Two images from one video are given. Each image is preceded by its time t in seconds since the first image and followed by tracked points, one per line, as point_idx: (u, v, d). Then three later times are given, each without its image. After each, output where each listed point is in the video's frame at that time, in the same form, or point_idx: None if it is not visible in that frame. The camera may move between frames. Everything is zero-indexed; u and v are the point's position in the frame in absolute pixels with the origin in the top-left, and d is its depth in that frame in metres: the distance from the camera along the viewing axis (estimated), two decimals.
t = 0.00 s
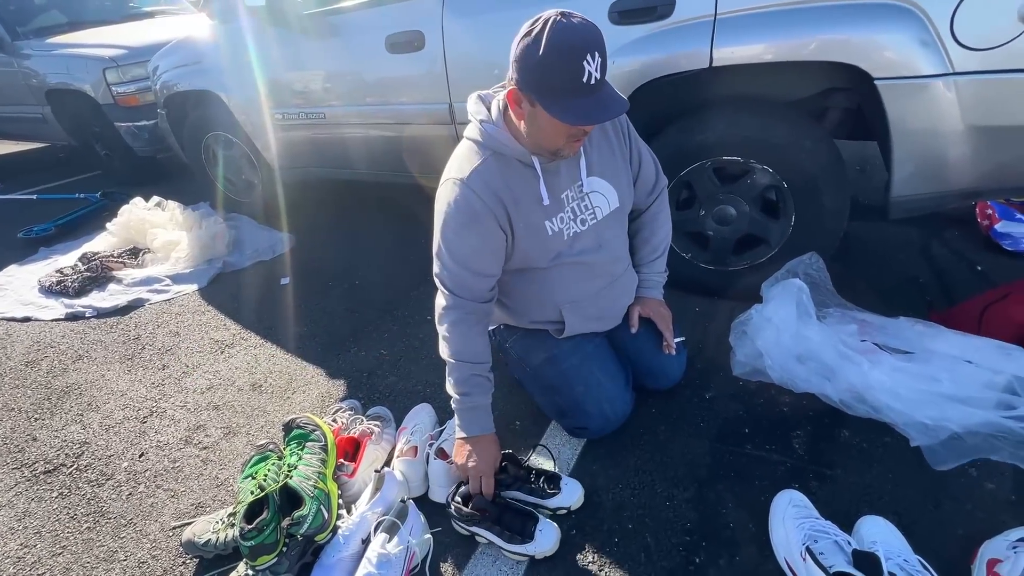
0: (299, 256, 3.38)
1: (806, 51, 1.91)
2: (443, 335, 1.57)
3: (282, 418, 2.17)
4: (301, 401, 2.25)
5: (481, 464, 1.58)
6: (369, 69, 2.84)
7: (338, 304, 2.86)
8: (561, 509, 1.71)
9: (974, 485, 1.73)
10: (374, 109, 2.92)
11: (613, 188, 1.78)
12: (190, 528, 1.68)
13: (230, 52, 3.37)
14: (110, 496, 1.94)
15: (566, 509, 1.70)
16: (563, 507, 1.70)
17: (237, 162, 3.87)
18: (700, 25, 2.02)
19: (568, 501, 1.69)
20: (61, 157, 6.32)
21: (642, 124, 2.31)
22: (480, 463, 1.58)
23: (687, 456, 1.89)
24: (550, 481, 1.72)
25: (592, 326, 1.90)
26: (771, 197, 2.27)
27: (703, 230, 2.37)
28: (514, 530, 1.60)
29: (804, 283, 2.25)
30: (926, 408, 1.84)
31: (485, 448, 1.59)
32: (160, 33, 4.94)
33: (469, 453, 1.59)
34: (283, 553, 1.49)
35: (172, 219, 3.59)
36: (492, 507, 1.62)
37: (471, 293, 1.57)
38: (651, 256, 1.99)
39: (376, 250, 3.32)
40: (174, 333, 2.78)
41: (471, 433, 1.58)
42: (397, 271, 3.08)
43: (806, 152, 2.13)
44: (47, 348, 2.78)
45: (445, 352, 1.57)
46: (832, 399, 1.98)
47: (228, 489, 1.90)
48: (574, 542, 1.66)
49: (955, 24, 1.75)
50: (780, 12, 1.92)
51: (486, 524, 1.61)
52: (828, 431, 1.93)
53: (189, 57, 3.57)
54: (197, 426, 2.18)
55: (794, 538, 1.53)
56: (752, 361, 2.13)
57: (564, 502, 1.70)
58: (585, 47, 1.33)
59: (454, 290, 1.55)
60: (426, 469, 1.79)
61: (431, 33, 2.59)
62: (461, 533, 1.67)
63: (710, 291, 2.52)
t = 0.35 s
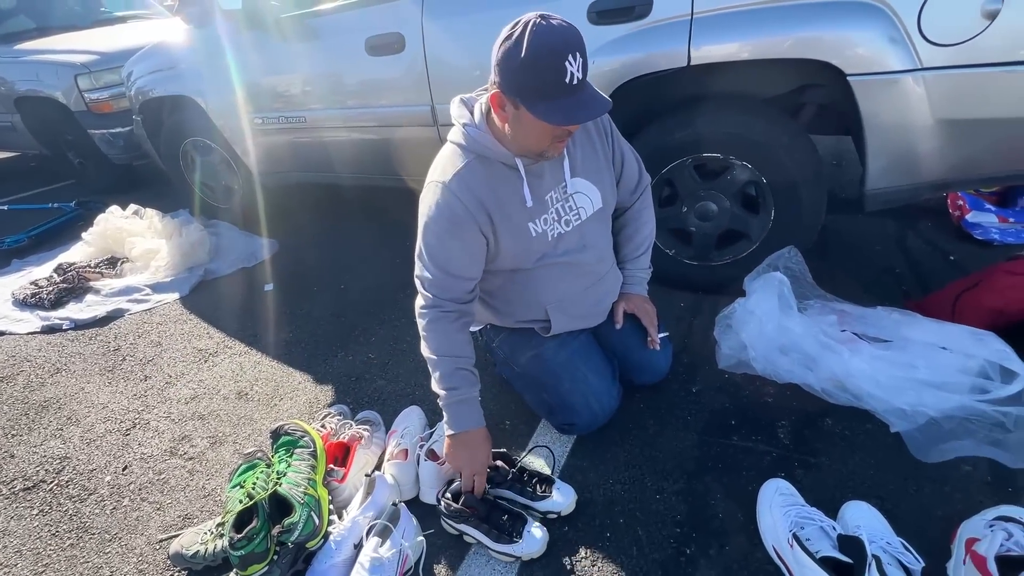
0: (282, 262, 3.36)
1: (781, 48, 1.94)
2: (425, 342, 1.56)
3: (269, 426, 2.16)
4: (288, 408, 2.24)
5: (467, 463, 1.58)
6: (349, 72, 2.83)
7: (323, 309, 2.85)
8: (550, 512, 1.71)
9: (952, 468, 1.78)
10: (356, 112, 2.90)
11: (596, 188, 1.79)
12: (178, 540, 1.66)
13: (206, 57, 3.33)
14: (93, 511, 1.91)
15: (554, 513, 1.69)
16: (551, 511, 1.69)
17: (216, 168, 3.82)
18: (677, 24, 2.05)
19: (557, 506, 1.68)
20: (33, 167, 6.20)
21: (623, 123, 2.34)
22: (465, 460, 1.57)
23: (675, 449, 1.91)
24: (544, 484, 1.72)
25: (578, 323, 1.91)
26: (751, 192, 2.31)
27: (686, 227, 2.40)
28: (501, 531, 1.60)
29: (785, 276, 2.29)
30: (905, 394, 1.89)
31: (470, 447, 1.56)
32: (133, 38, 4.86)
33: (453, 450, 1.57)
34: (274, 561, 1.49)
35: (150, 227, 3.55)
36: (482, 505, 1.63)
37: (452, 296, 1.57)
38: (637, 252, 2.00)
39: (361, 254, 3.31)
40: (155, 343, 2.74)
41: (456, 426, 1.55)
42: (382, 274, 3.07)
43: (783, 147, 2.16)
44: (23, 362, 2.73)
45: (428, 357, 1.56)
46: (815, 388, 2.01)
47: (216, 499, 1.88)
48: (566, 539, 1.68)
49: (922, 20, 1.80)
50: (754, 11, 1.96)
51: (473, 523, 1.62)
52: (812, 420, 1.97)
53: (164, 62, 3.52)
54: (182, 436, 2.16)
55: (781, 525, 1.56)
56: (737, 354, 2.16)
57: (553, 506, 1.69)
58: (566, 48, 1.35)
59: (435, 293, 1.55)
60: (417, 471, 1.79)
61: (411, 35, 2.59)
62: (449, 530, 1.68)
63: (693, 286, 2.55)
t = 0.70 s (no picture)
0: (260, 272, 3.32)
1: (748, 50, 1.99)
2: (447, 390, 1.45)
3: (251, 440, 2.13)
4: (270, 421, 2.21)
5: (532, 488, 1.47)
6: (323, 79, 2.81)
7: (304, 319, 2.82)
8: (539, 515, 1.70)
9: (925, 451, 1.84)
10: (331, 119, 2.89)
11: (609, 225, 1.76)
12: (159, 562, 1.61)
13: (176, 66, 3.28)
14: (68, 537, 1.87)
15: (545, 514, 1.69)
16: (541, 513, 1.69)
17: (189, 179, 3.77)
18: (648, 28, 2.09)
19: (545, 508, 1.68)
20: None
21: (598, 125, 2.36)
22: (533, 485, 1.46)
23: (660, 446, 1.94)
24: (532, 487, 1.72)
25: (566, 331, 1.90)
26: (725, 190, 2.35)
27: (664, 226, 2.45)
28: (489, 537, 1.60)
29: (761, 271, 2.33)
30: (878, 382, 1.93)
31: (540, 468, 1.46)
32: (99, 47, 4.77)
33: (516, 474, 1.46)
34: None
35: (121, 241, 3.48)
36: (470, 511, 1.65)
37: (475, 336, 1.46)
38: (642, 283, 1.98)
39: (340, 262, 3.29)
40: (129, 361, 2.68)
41: (507, 460, 1.44)
42: (362, 282, 3.06)
43: (755, 146, 2.21)
44: None
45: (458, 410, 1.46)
46: (792, 379, 2.06)
47: (197, 518, 1.85)
48: (555, 540, 1.69)
49: (881, 21, 1.85)
50: (721, 13, 2.00)
51: (461, 529, 1.62)
52: (791, 412, 2.01)
53: (132, 72, 3.46)
54: (160, 455, 2.12)
55: (764, 515, 1.58)
56: (717, 349, 2.20)
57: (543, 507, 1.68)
58: (632, 103, 1.23)
59: (457, 329, 1.43)
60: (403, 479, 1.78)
61: (384, 41, 2.58)
62: (440, 538, 1.67)
63: (672, 285, 2.59)
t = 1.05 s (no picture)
0: (233, 286, 3.27)
1: (713, 56, 2.02)
2: (599, 467, 1.26)
3: (223, 460, 2.09)
4: (244, 439, 2.17)
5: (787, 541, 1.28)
6: (293, 89, 2.78)
7: (279, 333, 2.78)
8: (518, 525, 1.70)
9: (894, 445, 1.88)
10: (302, 129, 2.86)
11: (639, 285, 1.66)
12: None
13: (141, 78, 3.22)
14: (32, 568, 1.81)
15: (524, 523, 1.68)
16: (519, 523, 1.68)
17: (158, 192, 3.70)
18: (615, 35, 2.11)
19: (523, 517, 1.67)
20: None
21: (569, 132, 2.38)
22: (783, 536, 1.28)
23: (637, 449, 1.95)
24: (509, 497, 1.72)
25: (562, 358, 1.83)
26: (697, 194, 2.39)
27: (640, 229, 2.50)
28: (469, 551, 1.59)
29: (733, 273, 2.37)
30: (847, 378, 1.97)
31: (801, 513, 1.30)
32: (62, 59, 4.66)
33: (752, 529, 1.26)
34: None
35: (88, 258, 3.40)
36: (447, 525, 1.63)
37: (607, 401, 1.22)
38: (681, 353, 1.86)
39: (315, 273, 3.26)
40: (96, 382, 2.62)
41: (746, 536, 1.26)
42: (339, 293, 3.03)
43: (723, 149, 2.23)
44: None
45: (643, 492, 1.26)
46: (765, 378, 2.08)
47: (167, 543, 1.81)
48: (535, 549, 1.68)
49: (839, 26, 1.90)
50: (686, 20, 2.02)
51: (438, 543, 1.60)
52: (765, 411, 2.04)
53: (97, 84, 3.38)
54: (128, 479, 2.07)
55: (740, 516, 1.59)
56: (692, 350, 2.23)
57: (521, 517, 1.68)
58: (734, 185, 1.17)
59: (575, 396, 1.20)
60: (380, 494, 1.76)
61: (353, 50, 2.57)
62: (418, 553, 1.66)
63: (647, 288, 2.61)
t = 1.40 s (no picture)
0: (212, 298, 3.23)
1: (685, 63, 2.04)
2: (755, 492, 1.21)
3: (202, 477, 2.06)
4: (223, 455, 2.14)
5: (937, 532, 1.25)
6: (271, 98, 2.76)
7: (260, 345, 2.74)
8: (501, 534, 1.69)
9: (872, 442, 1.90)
10: (281, 138, 2.83)
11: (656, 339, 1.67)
12: None
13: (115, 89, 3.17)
14: None
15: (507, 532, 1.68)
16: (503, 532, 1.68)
17: (135, 205, 3.65)
18: (590, 42, 2.12)
19: (506, 526, 1.67)
20: None
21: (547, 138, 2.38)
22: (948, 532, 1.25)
23: (620, 454, 1.95)
24: (491, 506, 1.72)
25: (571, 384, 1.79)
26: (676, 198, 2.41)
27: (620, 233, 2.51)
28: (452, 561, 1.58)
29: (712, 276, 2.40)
30: (824, 377, 1.99)
31: (965, 518, 1.27)
32: (35, 70, 4.59)
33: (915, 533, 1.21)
34: None
35: (63, 273, 3.34)
36: (428, 535, 1.62)
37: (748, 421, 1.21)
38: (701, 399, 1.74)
39: (296, 284, 3.23)
40: (70, 400, 2.57)
41: (909, 541, 1.22)
42: (321, 303, 3.01)
43: (699, 154, 2.25)
44: None
45: (803, 521, 1.21)
46: (745, 379, 2.07)
47: (142, 565, 1.78)
48: (519, 557, 1.68)
49: (807, 33, 1.93)
50: (658, 27, 2.05)
51: (420, 554, 1.59)
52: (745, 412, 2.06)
53: (70, 96, 3.33)
54: (103, 499, 2.03)
55: (722, 518, 1.58)
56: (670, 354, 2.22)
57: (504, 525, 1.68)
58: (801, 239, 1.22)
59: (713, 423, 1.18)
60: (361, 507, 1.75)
61: (332, 59, 2.55)
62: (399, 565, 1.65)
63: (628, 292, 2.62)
